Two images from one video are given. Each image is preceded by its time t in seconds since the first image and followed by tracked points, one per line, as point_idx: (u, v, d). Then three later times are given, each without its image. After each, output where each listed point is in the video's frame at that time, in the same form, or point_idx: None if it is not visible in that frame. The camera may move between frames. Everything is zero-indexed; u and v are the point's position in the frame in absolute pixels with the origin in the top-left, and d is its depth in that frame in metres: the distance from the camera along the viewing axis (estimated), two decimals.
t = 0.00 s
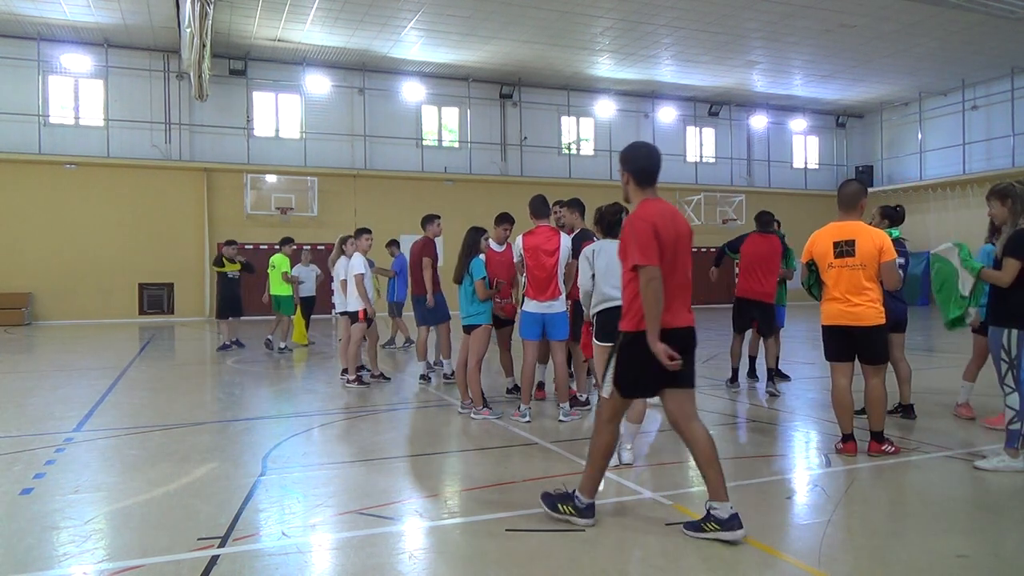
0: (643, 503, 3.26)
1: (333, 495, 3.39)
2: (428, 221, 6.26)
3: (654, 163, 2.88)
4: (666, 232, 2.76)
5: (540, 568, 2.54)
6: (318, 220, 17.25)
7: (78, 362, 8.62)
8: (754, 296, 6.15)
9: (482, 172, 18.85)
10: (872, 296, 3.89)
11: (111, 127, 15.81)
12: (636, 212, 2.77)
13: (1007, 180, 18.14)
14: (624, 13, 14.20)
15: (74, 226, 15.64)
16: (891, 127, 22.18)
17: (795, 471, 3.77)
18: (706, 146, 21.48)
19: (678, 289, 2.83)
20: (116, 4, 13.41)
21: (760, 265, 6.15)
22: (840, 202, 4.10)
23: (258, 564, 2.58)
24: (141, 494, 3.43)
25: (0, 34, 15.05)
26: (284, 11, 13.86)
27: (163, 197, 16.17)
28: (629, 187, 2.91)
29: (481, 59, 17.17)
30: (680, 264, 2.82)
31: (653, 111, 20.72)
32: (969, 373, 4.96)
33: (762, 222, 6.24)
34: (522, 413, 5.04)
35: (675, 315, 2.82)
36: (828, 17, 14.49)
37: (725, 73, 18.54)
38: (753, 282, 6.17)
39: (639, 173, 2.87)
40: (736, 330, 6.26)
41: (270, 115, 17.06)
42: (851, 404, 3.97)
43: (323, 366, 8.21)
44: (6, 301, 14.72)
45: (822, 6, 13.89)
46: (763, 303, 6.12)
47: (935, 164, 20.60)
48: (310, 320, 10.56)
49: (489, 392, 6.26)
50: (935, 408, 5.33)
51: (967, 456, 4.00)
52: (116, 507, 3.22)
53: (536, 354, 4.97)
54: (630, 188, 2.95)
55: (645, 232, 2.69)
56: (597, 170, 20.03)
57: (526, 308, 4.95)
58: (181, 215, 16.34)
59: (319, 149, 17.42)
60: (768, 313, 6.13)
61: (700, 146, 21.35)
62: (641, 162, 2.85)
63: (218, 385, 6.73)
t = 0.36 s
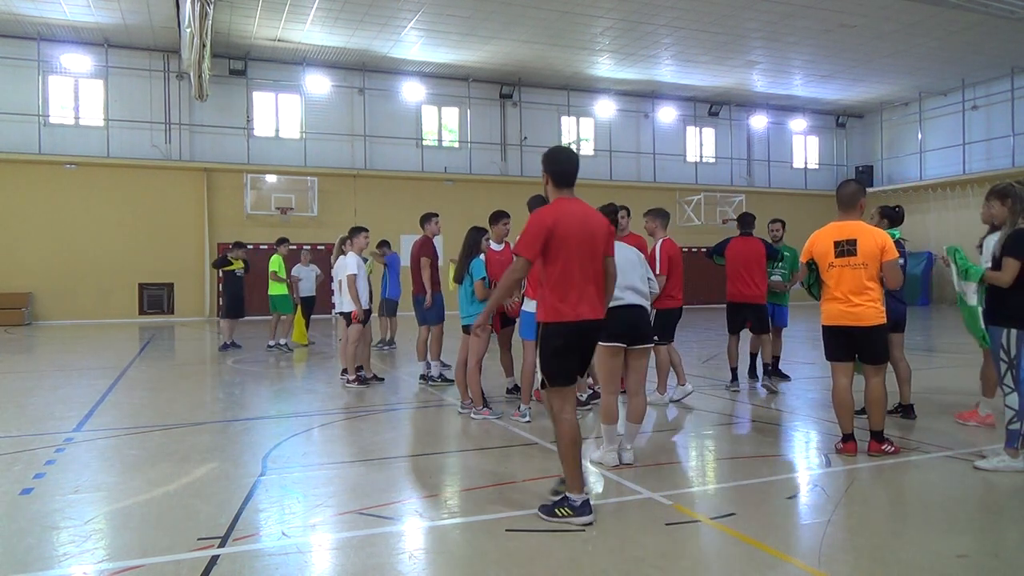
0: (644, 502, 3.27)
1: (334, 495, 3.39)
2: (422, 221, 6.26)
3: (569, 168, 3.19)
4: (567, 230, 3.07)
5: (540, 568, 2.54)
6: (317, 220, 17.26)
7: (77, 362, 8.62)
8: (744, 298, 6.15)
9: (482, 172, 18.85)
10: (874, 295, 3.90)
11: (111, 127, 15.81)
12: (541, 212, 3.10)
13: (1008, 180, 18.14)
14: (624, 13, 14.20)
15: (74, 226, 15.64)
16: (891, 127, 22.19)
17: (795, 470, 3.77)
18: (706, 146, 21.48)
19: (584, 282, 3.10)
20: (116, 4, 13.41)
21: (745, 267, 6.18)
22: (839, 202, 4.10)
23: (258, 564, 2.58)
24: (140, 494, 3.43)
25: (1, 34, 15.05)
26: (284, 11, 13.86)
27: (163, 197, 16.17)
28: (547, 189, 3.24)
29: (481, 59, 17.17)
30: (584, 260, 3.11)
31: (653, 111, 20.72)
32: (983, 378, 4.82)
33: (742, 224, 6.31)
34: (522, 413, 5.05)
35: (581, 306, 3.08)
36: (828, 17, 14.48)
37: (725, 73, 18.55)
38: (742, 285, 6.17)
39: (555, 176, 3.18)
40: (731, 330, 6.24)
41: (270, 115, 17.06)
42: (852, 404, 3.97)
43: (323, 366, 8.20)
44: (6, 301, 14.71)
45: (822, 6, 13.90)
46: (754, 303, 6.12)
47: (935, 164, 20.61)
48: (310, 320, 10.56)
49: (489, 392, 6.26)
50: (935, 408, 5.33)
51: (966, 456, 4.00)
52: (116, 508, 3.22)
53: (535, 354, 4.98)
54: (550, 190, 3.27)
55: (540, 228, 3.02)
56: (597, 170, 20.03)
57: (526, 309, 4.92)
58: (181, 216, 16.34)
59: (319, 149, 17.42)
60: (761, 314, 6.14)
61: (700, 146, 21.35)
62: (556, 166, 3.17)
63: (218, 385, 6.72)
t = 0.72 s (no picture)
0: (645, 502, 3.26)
1: (334, 495, 3.39)
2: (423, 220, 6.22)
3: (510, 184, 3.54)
4: (505, 239, 3.41)
5: (539, 567, 2.54)
6: (318, 220, 17.26)
7: (78, 362, 8.62)
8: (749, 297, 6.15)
9: (482, 172, 18.84)
10: (874, 295, 3.89)
11: (111, 127, 15.81)
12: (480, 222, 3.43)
13: (1008, 180, 18.14)
14: (624, 13, 14.20)
15: (74, 226, 15.64)
16: (891, 127, 22.20)
17: (795, 471, 3.77)
18: (706, 146, 21.48)
19: (521, 287, 3.42)
20: (116, 4, 13.40)
21: (748, 266, 6.16)
22: (838, 201, 4.10)
23: (259, 564, 2.58)
24: (141, 494, 3.43)
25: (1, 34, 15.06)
26: (284, 11, 13.86)
27: (163, 197, 16.17)
28: (489, 202, 3.57)
29: (481, 59, 17.18)
30: (520, 267, 3.44)
31: (653, 111, 20.71)
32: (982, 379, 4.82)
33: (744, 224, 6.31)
34: (522, 413, 5.05)
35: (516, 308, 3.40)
36: (828, 17, 14.50)
37: (726, 73, 18.56)
38: (743, 284, 6.18)
39: (496, 191, 3.51)
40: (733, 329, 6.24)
41: (270, 115, 17.06)
42: (852, 404, 3.97)
43: (323, 366, 8.21)
44: (7, 301, 14.72)
45: (822, 6, 13.90)
46: (754, 303, 6.13)
47: (935, 164, 20.62)
48: (310, 319, 10.56)
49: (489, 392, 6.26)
50: (935, 408, 5.33)
51: (966, 456, 4.00)
52: (116, 507, 3.22)
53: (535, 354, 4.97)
54: (492, 204, 3.61)
55: (479, 236, 3.36)
56: (597, 170, 20.03)
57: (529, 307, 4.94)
58: (181, 216, 16.34)
59: (319, 149, 17.42)
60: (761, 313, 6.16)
61: (700, 146, 21.36)
62: (497, 181, 3.50)
63: (218, 385, 6.72)
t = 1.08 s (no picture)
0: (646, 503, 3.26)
1: (334, 495, 3.39)
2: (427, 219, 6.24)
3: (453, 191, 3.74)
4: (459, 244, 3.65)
5: (540, 568, 2.54)
6: (318, 220, 17.26)
7: (78, 362, 8.62)
8: (750, 295, 6.16)
9: (482, 172, 18.84)
10: (874, 295, 3.89)
11: (111, 127, 15.81)
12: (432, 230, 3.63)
13: (1008, 180, 18.14)
14: (624, 13, 14.20)
15: (74, 227, 15.63)
16: (891, 126, 22.19)
17: (794, 471, 3.77)
18: (706, 146, 21.48)
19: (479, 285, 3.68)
20: (116, 4, 13.40)
21: (751, 265, 6.17)
22: (838, 201, 4.10)
23: (259, 564, 2.58)
24: (140, 494, 3.43)
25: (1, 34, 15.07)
26: (284, 11, 13.85)
27: (162, 197, 16.17)
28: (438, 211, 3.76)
29: (481, 59, 17.18)
30: (477, 268, 3.69)
31: (653, 111, 20.71)
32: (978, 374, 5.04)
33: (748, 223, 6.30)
34: (522, 413, 5.04)
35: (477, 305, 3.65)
36: (829, 18, 14.50)
37: (726, 73, 18.56)
38: (746, 283, 6.18)
39: (443, 199, 3.69)
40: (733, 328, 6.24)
41: (270, 115, 17.06)
42: (852, 404, 3.96)
43: (323, 366, 8.20)
44: (7, 301, 14.72)
45: (822, 6, 13.90)
46: (756, 302, 6.14)
47: (935, 164, 20.61)
48: (310, 319, 10.55)
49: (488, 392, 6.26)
50: (935, 408, 5.34)
51: (966, 456, 4.00)
52: (116, 507, 3.22)
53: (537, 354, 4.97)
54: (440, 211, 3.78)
55: (434, 245, 3.56)
56: (597, 170, 20.04)
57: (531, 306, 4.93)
58: (181, 216, 16.34)
59: (318, 149, 17.42)
60: (762, 312, 6.16)
61: (700, 146, 21.36)
62: (442, 191, 3.66)
63: (218, 385, 6.72)
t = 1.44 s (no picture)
0: (646, 503, 3.26)
1: (334, 495, 3.39)
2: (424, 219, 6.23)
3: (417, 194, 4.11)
4: (409, 241, 3.96)
5: (541, 567, 2.55)
6: (317, 220, 17.26)
7: (78, 361, 8.62)
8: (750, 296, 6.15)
9: (482, 172, 18.85)
10: (873, 295, 3.89)
11: (111, 127, 15.81)
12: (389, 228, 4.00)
13: (1008, 180, 18.12)
14: (624, 13, 14.20)
15: (74, 227, 15.64)
16: (891, 126, 22.19)
17: (794, 471, 3.78)
18: (706, 146, 21.48)
19: (426, 280, 3.96)
20: (116, 4, 13.39)
21: (750, 266, 6.16)
22: (837, 202, 4.10)
23: (259, 564, 2.58)
24: (141, 494, 3.43)
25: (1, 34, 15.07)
26: (284, 11, 13.85)
27: (162, 196, 16.16)
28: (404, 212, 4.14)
29: (481, 59, 17.18)
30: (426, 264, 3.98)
31: (653, 111, 20.71)
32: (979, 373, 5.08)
33: (747, 224, 6.31)
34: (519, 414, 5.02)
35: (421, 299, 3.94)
36: (829, 18, 14.51)
37: (726, 73, 18.56)
38: (744, 284, 6.17)
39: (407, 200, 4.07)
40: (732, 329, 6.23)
41: (270, 115, 17.06)
42: (851, 404, 3.97)
43: (323, 366, 8.20)
44: (7, 301, 14.72)
45: (822, 6, 13.90)
46: (755, 302, 6.13)
47: (935, 164, 20.61)
48: (310, 319, 10.54)
49: (488, 392, 6.26)
50: (934, 408, 5.35)
51: (965, 456, 4.00)
52: (116, 507, 3.22)
53: (539, 352, 4.99)
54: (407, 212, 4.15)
55: (385, 240, 3.92)
56: (597, 170, 20.04)
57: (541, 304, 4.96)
58: (181, 216, 16.33)
59: (318, 149, 17.42)
60: (761, 313, 6.15)
61: (700, 146, 21.36)
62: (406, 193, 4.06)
63: (219, 385, 6.73)
